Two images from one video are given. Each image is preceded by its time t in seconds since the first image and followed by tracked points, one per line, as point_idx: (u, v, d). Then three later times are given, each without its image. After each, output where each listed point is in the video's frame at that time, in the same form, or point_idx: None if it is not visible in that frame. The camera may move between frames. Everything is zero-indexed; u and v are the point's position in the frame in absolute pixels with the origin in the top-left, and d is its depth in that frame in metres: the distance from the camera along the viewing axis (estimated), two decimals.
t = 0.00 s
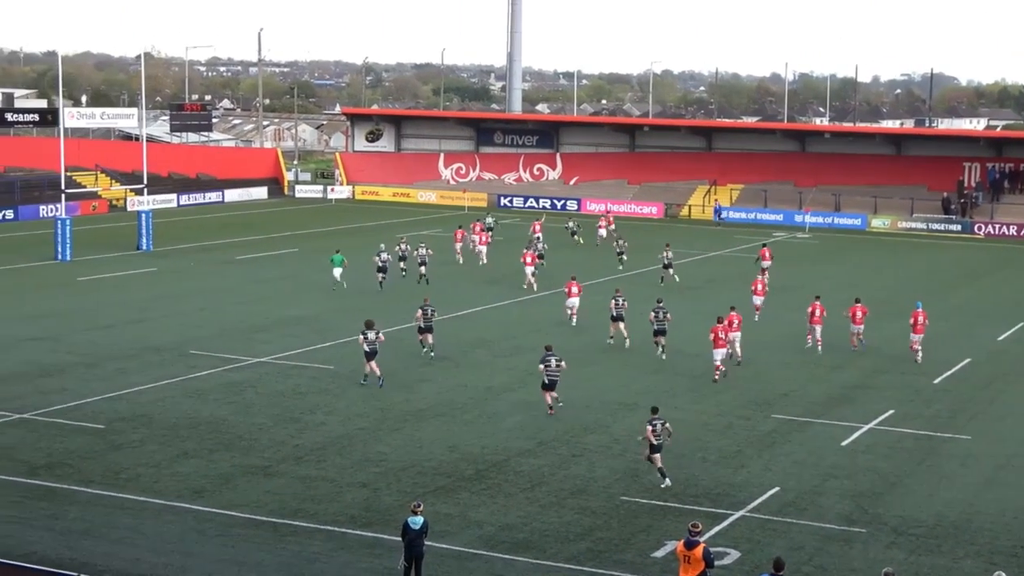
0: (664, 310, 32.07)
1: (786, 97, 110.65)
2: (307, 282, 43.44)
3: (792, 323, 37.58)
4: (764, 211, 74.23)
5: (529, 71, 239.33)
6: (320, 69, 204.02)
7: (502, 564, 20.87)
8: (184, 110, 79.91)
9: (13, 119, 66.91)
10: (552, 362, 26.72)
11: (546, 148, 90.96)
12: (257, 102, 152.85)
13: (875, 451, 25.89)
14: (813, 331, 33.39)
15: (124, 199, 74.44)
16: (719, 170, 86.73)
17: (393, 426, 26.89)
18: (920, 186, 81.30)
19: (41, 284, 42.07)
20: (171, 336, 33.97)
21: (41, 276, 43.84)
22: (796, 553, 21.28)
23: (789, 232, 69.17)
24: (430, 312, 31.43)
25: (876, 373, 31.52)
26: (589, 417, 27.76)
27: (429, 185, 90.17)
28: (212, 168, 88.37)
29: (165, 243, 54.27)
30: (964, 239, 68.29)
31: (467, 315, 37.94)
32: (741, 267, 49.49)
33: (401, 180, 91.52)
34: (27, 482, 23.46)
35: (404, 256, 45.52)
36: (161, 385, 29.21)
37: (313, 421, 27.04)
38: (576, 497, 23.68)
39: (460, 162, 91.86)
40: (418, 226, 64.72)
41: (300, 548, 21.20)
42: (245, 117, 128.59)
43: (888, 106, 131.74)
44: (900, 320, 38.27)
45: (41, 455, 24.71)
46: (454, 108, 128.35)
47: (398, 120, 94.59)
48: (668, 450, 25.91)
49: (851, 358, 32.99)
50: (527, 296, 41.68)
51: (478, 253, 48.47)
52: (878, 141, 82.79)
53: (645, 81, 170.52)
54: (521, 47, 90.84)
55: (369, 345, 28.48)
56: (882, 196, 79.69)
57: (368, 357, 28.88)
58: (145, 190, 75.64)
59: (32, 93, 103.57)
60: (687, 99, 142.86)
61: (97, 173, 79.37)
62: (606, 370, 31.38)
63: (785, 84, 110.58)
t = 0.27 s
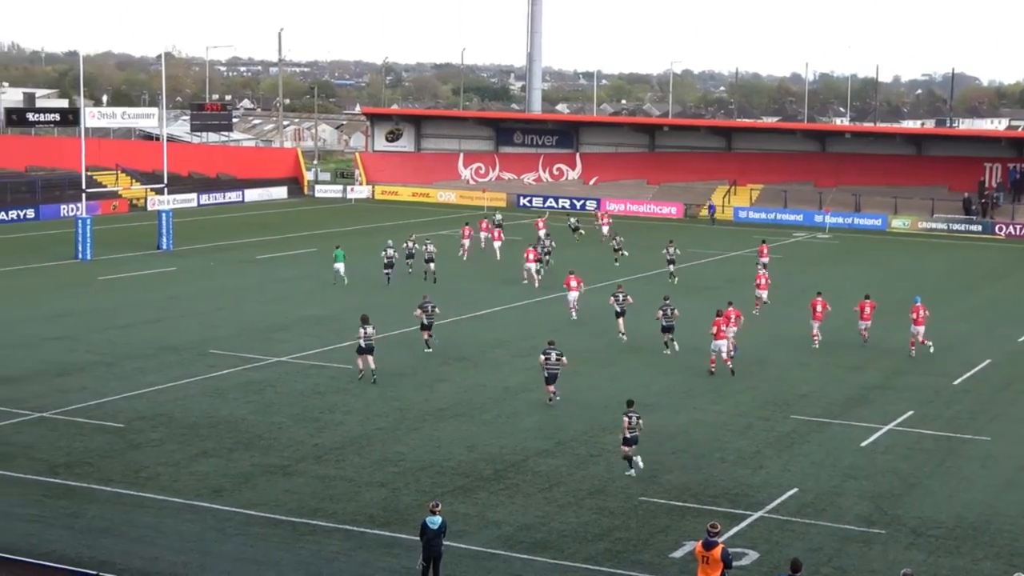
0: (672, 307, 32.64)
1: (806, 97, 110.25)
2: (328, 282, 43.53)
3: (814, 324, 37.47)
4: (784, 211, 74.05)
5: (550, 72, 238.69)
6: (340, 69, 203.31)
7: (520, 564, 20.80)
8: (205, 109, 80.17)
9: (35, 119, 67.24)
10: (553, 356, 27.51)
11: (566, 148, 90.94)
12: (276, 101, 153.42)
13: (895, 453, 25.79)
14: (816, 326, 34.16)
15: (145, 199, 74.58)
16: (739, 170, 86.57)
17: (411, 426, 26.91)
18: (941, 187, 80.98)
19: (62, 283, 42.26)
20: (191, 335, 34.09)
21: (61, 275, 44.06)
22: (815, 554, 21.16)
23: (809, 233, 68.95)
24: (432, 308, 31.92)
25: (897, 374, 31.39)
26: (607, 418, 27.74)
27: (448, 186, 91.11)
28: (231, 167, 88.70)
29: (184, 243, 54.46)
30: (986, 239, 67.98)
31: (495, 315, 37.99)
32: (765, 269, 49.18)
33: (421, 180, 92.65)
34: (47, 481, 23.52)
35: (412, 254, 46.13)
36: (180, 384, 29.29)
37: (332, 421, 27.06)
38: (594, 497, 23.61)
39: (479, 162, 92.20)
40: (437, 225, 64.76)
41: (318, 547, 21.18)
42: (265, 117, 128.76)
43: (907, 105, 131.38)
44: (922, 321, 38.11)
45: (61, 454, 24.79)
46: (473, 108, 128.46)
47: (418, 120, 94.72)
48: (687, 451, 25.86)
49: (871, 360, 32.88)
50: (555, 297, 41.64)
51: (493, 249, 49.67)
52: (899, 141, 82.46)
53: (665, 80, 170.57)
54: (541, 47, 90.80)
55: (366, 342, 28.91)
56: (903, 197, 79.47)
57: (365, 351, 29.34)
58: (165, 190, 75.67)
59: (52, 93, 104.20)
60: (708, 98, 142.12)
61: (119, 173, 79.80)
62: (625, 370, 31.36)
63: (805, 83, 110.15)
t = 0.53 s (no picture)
0: (665, 302, 33.12)
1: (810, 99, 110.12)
2: (332, 282, 43.54)
3: (818, 326, 37.47)
4: (788, 213, 74.02)
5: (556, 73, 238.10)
6: (347, 68, 203.53)
7: (524, 565, 20.77)
8: (210, 110, 80.21)
9: (40, 120, 67.02)
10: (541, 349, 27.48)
11: (570, 149, 90.90)
12: (282, 102, 153.56)
13: (899, 454, 25.78)
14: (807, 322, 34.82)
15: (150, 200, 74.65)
16: (744, 171, 86.48)
17: (415, 427, 26.92)
18: (945, 188, 80.91)
19: (67, 283, 42.32)
20: (195, 336, 34.13)
21: (66, 276, 44.13)
22: (819, 556, 21.14)
23: (814, 234, 68.95)
24: (418, 302, 33.00)
25: (901, 375, 31.38)
26: (611, 418, 27.74)
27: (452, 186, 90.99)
28: (236, 168, 88.71)
29: (188, 243, 54.48)
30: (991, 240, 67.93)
31: (500, 316, 38.00)
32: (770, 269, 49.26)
33: (424, 180, 92.43)
34: (52, 482, 23.53)
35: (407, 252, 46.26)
36: (184, 385, 29.31)
37: (337, 421, 27.07)
38: (599, 498, 23.60)
39: (484, 162, 92.01)
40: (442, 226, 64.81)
41: (322, 548, 21.17)
42: (269, 118, 128.75)
43: (912, 105, 131.13)
44: (928, 322, 38.09)
45: (65, 454, 24.80)
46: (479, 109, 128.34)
47: (423, 121, 94.68)
48: (692, 452, 25.85)
49: (876, 361, 32.86)
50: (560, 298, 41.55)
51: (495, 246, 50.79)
52: (903, 142, 82.54)
53: (670, 81, 170.01)
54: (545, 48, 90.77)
55: (347, 338, 29.48)
56: (907, 198, 79.43)
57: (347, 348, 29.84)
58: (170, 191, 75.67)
59: (58, 93, 104.40)
60: (712, 99, 141.67)
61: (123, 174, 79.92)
62: (628, 371, 31.37)
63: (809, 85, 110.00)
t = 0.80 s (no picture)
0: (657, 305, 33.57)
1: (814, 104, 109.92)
2: (335, 288, 43.53)
3: (822, 331, 37.45)
4: (793, 218, 74.00)
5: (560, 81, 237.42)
6: (350, 74, 203.72)
7: (528, 571, 20.73)
8: (214, 116, 80.14)
9: (43, 125, 67.29)
10: (529, 350, 27.72)
11: (574, 154, 90.95)
12: (285, 108, 153.73)
13: (903, 460, 25.73)
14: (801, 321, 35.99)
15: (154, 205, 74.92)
16: (748, 176, 86.45)
17: (419, 432, 26.91)
18: (949, 193, 80.89)
19: (70, 289, 42.36)
20: (199, 341, 34.16)
21: (71, 281, 44.17)
22: (823, 561, 21.10)
23: (818, 239, 68.99)
24: (408, 304, 33.17)
25: (904, 381, 31.33)
26: (615, 423, 27.74)
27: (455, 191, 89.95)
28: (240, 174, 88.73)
29: (192, 249, 54.51)
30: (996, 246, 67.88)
31: (504, 322, 37.99)
32: (775, 274, 49.42)
33: (428, 186, 91.46)
34: (56, 487, 23.52)
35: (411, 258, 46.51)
36: (188, 390, 29.31)
37: (340, 426, 27.09)
38: (603, 504, 23.57)
39: (488, 167, 91.62)
40: (446, 232, 64.95)
41: (326, 554, 21.14)
42: (273, 124, 128.84)
43: (915, 111, 131.12)
44: (932, 328, 38.03)
45: (69, 460, 24.80)
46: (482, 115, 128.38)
47: (427, 126, 94.78)
48: (695, 457, 25.83)
49: (879, 366, 32.86)
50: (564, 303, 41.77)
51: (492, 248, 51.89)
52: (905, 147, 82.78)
53: (673, 87, 169.51)
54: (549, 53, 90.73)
55: (333, 338, 30.13)
56: (911, 203, 79.41)
57: (334, 348, 30.52)
58: (174, 197, 75.81)
59: (62, 99, 104.60)
60: (715, 105, 141.29)
61: (127, 180, 79.99)
62: (631, 376, 31.36)
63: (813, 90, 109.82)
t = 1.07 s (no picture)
0: (656, 311, 33.77)
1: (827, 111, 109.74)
2: (349, 296, 43.60)
3: (836, 339, 37.42)
4: (805, 226, 73.93)
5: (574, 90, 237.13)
6: (363, 82, 204.00)
7: None
8: (228, 124, 80.29)
9: (59, 134, 67.57)
10: (525, 354, 28.33)
11: (586, 163, 91.00)
12: (298, 116, 154.09)
13: (917, 469, 25.67)
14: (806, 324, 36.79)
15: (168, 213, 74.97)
16: (761, 184, 86.43)
17: (432, 441, 26.92)
18: (962, 202, 80.81)
19: (84, 297, 42.49)
20: (213, 349, 34.20)
21: (84, 289, 44.28)
22: (836, 570, 21.01)
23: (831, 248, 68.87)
24: (405, 310, 33.51)
25: (918, 390, 31.26)
26: (628, 432, 27.72)
27: (467, 200, 90.86)
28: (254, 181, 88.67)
29: (206, 257, 54.54)
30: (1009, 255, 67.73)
31: (517, 330, 38.01)
32: (789, 283, 49.24)
33: (439, 195, 92.30)
34: (69, 495, 23.55)
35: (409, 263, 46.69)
36: (201, 398, 29.36)
37: (353, 435, 27.10)
38: (615, 513, 23.52)
39: (500, 176, 92.01)
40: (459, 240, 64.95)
41: (339, 562, 21.11)
42: (286, 132, 129.00)
43: (927, 118, 130.80)
44: (946, 337, 37.95)
45: (82, 468, 24.83)
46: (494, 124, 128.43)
47: (439, 135, 94.80)
48: (708, 467, 25.80)
49: (892, 375, 32.81)
50: (578, 313, 41.56)
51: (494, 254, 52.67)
52: (919, 156, 82.54)
53: (686, 94, 168.99)
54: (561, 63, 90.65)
55: (329, 340, 30.28)
56: (924, 212, 79.34)
57: (328, 349, 30.60)
58: (187, 205, 76.02)
59: (76, 107, 105.04)
60: (728, 113, 140.85)
61: (142, 188, 80.23)
62: (643, 385, 31.34)
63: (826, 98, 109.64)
